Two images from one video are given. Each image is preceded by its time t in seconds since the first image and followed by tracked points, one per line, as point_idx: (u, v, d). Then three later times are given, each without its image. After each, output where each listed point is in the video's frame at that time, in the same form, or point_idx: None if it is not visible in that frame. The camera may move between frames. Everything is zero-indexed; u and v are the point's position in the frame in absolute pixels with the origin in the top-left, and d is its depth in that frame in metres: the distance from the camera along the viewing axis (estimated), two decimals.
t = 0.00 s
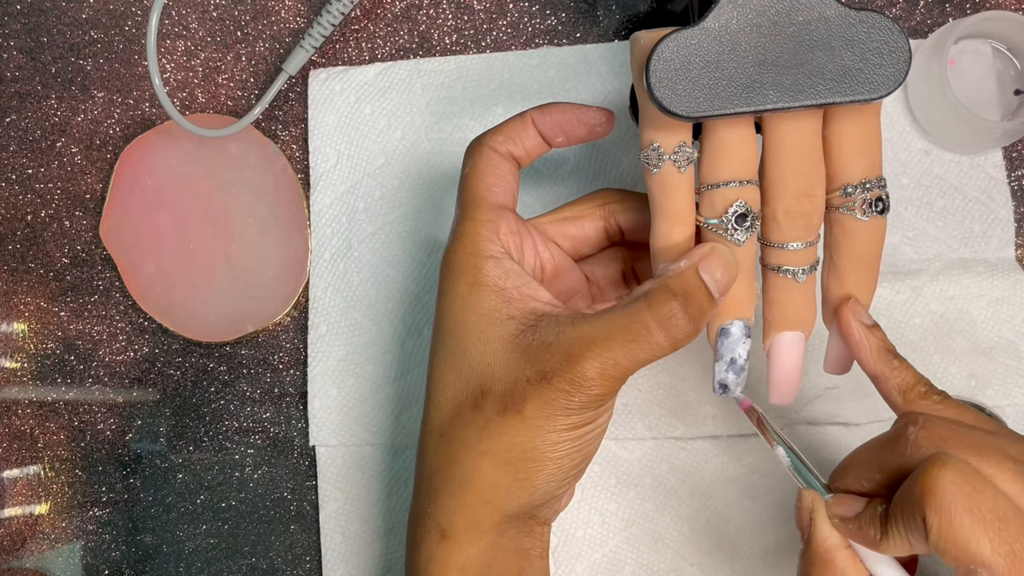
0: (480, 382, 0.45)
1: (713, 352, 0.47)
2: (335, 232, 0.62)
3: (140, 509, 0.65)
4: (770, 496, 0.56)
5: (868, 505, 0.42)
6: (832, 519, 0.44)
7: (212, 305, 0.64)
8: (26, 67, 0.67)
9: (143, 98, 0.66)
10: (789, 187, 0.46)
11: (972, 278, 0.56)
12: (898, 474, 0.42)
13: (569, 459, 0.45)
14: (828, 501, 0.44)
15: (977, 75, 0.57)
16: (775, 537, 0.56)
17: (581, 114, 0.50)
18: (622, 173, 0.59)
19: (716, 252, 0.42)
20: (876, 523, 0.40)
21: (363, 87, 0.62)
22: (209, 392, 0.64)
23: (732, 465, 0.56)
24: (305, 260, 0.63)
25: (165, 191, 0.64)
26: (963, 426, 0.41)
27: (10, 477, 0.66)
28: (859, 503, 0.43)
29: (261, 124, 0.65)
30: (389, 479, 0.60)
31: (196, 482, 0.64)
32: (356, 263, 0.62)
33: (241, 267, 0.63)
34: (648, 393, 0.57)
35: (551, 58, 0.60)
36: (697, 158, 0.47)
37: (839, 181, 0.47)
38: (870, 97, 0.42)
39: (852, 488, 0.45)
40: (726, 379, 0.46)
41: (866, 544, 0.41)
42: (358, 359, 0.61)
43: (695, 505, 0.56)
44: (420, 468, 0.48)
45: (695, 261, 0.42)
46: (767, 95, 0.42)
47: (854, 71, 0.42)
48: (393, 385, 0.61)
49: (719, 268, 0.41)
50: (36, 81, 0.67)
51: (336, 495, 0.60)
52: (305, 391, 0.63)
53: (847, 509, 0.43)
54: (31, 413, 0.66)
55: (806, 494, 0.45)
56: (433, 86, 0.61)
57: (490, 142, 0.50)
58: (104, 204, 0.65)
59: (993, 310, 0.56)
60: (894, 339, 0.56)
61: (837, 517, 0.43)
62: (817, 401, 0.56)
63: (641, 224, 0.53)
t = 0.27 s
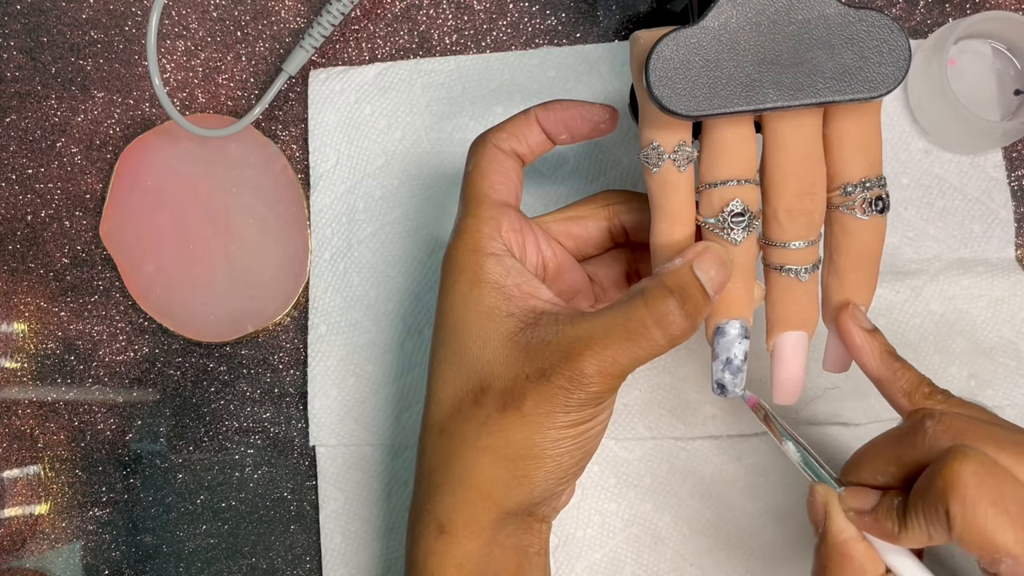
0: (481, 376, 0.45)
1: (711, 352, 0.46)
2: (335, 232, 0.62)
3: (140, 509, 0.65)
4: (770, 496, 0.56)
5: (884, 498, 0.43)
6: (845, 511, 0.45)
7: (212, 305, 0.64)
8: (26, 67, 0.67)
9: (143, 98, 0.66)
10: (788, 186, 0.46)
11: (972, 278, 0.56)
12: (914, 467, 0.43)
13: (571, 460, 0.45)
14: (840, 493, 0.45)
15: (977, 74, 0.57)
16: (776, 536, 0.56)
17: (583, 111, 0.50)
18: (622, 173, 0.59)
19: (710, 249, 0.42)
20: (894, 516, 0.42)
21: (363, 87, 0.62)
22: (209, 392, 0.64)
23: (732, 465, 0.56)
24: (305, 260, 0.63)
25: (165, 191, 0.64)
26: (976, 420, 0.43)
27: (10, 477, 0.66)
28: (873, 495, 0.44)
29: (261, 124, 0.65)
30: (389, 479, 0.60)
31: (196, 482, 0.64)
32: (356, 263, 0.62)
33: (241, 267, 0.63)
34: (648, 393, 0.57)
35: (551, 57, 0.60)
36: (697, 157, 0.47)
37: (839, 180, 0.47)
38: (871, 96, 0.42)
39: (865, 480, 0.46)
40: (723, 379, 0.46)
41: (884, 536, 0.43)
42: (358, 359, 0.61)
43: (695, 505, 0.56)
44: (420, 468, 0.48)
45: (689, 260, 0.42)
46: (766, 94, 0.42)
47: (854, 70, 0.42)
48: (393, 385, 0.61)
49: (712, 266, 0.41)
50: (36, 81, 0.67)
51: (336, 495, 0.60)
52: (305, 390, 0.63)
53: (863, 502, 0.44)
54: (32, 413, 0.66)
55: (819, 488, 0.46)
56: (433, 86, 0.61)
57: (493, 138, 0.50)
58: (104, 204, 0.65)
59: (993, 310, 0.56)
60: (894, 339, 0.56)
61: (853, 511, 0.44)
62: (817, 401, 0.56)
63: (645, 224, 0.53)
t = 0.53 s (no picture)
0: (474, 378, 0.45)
1: (709, 349, 0.46)
2: (334, 231, 0.62)
3: (140, 509, 0.65)
4: (770, 496, 0.56)
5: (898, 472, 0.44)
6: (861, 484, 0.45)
7: (212, 305, 0.64)
8: (27, 67, 0.67)
9: (143, 98, 0.66)
10: (786, 180, 0.46)
11: (972, 278, 0.56)
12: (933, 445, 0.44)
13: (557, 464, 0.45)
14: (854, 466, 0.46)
15: (977, 75, 0.57)
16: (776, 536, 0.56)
17: (590, 106, 0.49)
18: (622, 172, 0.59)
19: (704, 246, 0.40)
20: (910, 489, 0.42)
21: (363, 87, 0.62)
22: (209, 392, 0.64)
23: (732, 465, 0.56)
24: (304, 260, 0.63)
25: (165, 191, 0.64)
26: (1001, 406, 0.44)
27: (10, 477, 0.66)
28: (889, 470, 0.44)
29: (261, 124, 0.65)
30: (388, 479, 0.60)
31: (196, 482, 0.64)
32: (356, 263, 0.62)
33: (241, 267, 0.63)
34: (648, 393, 0.57)
35: (551, 57, 0.60)
36: (695, 151, 0.47)
37: (837, 176, 0.46)
38: (870, 90, 0.42)
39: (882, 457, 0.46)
40: (721, 376, 0.45)
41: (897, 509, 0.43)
42: (358, 358, 0.61)
43: (695, 505, 0.56)
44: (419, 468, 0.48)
45: (680, 257, 0.39)
46: (765, 87, 0.42)
47: (853, 64, 0.42)
48: (393, 385, 0.61)
49: (706, 264, 0.39)
50: (36, 81, 0.67)
51: (336, 495, 0.60)
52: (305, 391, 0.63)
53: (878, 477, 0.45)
54: (31, 413, 0.66)
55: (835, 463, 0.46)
56: (433, 86, 0.61)
57: (499, 137, 0.50)
58: (104, 204, 0.65)
59: (993, 310, 0.56)
60: (894, 339, 0.56)
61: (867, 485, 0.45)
62: (817, 401, 0.56)
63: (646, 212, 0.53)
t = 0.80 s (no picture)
0: (420, 362, 0.49)
1: (711, 349, 0.46)
2: (334, 232, 0.62)
3: (140, 509, 0.65)
4: (769, 496, 0.56)
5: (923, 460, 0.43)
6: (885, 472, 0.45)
7: (213, 305, 0.64)
8: (27, 67, 0.67)
9: (143, 98, 0.66)
10: (787, 180, 0.46)
11: (972, 278, 0.56)
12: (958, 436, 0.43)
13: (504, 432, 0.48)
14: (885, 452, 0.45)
15: (977, 74, 0.57)
16: (776, 536, 0.56)
17: (595, 113, 0.53)
18: (622, 173, 0.59)
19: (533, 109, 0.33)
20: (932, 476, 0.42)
21: (363, 87, 0.62)
22: (209, 392, 0.64)
23: (732, 464, 0.56)
24: (304, 259, 0.63)
25: (165, 191, 0.64)
26: None
27: (10, 477, 0.66)
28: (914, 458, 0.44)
29: (261, 124, 0.65)
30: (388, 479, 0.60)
31: (196, 482, 0.64)
32: (355, 262, 0.62)
33: (241, 267, 0.64)
34: (648, 393, 0.57)
35: (551, 57, 0.60)
36: (696, 151, 0.47)
37: (838, 175, 0.46)
38: (871, 89, 0.42)
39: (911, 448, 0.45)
40: (723, 376, 0.45)
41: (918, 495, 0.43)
42: (358, 358, 0.61)
43: (695, 505, 0.56)
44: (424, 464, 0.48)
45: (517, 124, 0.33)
46: (765, 86, 0.42)
47: (853, 63, 0.42)
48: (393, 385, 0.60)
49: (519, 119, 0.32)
50: (36, 81, 0.67)
51: (336, 495, 0.60)
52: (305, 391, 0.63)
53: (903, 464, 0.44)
54: (31, 413, 0.66)
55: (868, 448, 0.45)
56: (433, 86, 0.61)
57: (504, 133, 0.54)
58: (104, 204, 0.65)
59: (993, 310, 0.56)
60: (893, 339, 0.56)
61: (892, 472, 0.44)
62: (817, 401, 0.56)
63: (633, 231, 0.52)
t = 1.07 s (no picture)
0: (422, 363, 0.49)
1: (712, 349, 0.46)
2: (335, 233, 0.62)
3: (140, 509, 0.65)
4: (769, 496, 0.56)
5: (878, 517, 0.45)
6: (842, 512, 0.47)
7: (212, 305, 0.64)
8: (27, 67, 0.67)
9: (143, 98, 0.66)
10: (788, 180, 0.46)
11: (973, 278, 0.56)
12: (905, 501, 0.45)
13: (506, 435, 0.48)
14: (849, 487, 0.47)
15: (978, 74, 0.57)
16: (775, 537, 0.56)
17: (600, 113, 0.53)
18: (622, 173, 0.59)
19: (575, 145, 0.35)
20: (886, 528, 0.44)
21: (363, 87, 0.62)
22: (209, 392, 0.64)
23: (732, 465, 0.56)
24: (304, 259, 0.63)
25: (165, 191, 0.64)
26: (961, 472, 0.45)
27: (10, 477, 0.66)
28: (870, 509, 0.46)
29: (261, 124, 0.65)
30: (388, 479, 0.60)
31: (196, 482, 0.64)
32: (356, 262, 0.62)
33: (241, 267, 0.64)
34: (648, 393, 0.57)
35: (551, 57, 0.60)
36: (697, 151, 0.47)
37: (839, 175, 0.46)
38: (871, 89, 0.42)
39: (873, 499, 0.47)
40: (725, 376, 0.45)
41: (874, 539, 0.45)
42: (358, 358, 0.61)
43: (695, 505, 0.56)
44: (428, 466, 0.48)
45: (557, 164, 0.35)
46: (766, 86, 0.42)
47: (854, 63, 0.42)
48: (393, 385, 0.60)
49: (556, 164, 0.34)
50: (36, 81, 0.67)
51: (336, 495, 0.60)
52: (305, 391, 0.63)
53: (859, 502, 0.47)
54: (31, 413, 0.66)
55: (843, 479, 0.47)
56: (433, 86, 0.61)
57: (507, 132, 0.54)
58: (104, 204, 0.65)
59: (994, 310, 0.56)
60: (893, 339, 0.56)
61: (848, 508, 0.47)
62: (817, 401, 0.56)
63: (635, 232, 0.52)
